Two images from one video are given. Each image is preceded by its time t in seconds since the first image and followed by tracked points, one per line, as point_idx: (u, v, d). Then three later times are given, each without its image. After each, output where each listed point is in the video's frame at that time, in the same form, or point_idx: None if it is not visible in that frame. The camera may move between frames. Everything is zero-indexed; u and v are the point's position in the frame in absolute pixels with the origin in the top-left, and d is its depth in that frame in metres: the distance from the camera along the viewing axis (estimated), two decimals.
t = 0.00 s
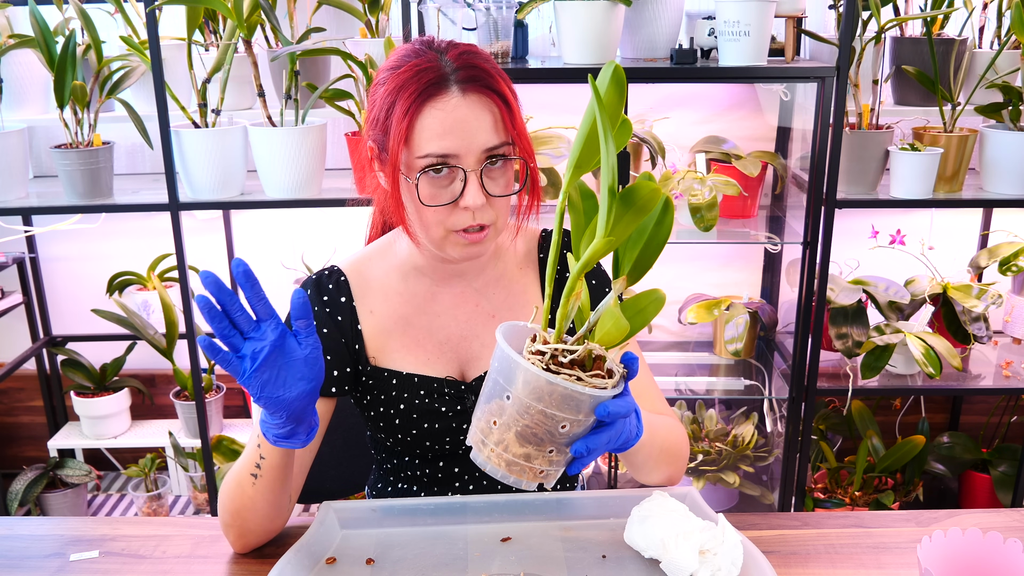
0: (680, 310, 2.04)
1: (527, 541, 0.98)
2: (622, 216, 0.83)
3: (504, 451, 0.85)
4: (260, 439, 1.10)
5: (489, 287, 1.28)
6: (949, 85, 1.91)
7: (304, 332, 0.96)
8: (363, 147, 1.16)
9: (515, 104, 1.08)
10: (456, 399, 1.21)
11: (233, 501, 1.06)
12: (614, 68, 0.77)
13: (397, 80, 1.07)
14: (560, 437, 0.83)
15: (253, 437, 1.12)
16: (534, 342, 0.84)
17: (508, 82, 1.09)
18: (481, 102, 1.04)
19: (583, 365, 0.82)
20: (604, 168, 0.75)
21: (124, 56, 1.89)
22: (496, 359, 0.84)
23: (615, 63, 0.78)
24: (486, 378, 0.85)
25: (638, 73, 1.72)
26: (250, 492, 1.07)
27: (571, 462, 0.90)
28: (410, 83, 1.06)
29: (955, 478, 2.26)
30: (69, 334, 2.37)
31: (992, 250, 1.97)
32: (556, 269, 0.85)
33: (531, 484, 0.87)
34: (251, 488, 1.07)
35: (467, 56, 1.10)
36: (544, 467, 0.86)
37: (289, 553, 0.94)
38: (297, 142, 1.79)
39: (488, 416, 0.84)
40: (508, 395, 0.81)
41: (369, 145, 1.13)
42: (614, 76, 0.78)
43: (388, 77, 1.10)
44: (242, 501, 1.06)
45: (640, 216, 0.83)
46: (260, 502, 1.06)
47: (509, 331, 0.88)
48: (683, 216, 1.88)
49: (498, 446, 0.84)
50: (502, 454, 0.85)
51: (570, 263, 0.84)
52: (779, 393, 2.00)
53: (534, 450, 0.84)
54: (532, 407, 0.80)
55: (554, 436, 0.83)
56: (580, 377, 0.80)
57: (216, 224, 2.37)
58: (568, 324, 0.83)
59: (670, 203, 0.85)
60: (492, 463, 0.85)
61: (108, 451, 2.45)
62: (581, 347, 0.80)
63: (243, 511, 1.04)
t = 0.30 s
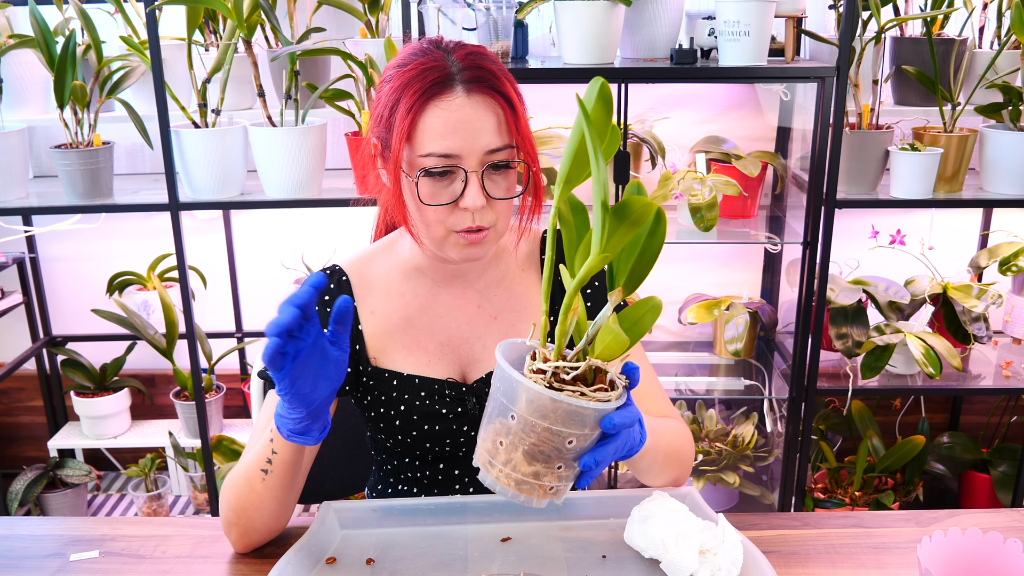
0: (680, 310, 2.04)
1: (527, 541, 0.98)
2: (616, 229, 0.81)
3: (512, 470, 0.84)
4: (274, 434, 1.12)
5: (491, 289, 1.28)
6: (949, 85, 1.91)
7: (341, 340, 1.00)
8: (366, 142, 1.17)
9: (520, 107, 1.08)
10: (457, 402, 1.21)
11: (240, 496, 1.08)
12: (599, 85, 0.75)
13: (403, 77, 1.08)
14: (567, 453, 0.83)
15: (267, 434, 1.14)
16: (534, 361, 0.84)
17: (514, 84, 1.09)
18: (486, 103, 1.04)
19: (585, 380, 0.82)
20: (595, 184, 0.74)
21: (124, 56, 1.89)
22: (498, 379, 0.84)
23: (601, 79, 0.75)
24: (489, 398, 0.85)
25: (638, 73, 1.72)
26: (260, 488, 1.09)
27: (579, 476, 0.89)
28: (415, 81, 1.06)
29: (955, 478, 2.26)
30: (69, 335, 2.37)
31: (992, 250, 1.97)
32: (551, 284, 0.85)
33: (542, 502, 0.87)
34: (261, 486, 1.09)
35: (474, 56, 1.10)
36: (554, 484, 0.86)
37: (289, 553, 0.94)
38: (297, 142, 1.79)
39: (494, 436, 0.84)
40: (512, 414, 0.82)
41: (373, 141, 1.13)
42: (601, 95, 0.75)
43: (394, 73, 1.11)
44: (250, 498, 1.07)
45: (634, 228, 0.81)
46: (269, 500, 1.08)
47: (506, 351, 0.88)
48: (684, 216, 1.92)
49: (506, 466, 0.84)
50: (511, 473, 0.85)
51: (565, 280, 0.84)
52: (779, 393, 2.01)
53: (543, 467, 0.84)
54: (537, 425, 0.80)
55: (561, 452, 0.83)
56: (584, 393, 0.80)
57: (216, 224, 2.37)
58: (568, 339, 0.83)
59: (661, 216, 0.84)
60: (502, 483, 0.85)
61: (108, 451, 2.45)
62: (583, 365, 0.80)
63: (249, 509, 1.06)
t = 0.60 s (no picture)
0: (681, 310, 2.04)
1: (527, 541, 0.98)
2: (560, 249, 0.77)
3: (516, 504, 0.84)
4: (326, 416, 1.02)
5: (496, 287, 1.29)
6: (949, 85, 1.91)
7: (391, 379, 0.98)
8: (382, 129, 1.17)
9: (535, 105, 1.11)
10: (462, 395, 1.22)
11: (266, 469, 1.05)
12: (509, 120, 0.65)
13: (425, 66, 1.08)
14: (565, 475, 0.83)
15: (317, 403, 1.03)
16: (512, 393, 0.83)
17: (531, 81, 1.11)
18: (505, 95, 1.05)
19: (566, 402, 0.81)
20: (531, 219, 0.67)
21: (124, 56, 1.89)
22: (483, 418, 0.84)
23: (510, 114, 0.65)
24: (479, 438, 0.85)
25: (638, 73, 1.72)
26: (292, 467, 1.04)
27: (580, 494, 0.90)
28: (438, 68, 1.06)
29: (955, 478, 2.27)
30: (69, 335, 2.37)
31: (992, 250, 1.97)
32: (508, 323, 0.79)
33: (553, 527, 0.86)
34: (294, 464, 1.04)
35: (497, 49, 1.11)
36: (558, 508, 0.85)
37: (290, 552, 0.94)
38: (297, 142, 1.79)
39: (491, 474, 0.84)
40: (503, 449, 0.81)
41: (391, 127, 1.13)
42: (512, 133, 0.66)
43: (416, 61, 1.11)
44: (276, 474, 1.05)
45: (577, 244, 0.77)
46: (297, 479, 1.05)
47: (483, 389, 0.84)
48: (684, 216, 1.92)
49: (508, 500, 0.84)
50: (515, 507, 0.84)
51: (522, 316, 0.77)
52: (779, 393, 2.01)
53: (544, 494, 0.83)
54: (529, 455, 0.80)
55: (558, 476, 0.82)
56: (569, 414, 0.79)
57: (216, 224, 2.37)
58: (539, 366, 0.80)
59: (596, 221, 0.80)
60: (508, 518, 0.85)
61: (108, 451, 2.45)
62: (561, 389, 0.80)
63: (272, 484, 1.06)
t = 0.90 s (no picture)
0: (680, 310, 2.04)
1: (527, 541, 0.98)
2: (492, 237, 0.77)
3: (498, 494, 0.84)
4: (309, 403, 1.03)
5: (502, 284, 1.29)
6: (949, 85, 1.91)
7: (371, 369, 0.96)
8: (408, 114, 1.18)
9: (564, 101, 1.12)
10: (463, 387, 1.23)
11: (256, 456, 1.06)
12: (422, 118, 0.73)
13: (461, 50, 1.11)
14: (542, 457, 0.83)
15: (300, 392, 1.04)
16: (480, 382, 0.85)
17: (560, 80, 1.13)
18: (535, 86, 1.08)
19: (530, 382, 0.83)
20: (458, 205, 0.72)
21: (124, 56, 1.89)
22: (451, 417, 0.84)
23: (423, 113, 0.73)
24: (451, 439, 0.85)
25: (638, 73, 1.72)
26: (280, 453, 1.05)
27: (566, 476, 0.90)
28: (473, 51, 1.09)
29: (955, 478, 2.27)
30: (69, 335, 2.37)
31: (992, 250, 1.97)
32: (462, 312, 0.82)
33: (540, 512, 0.86)
34: (282, 451, 1.05)
35: (530, 45, 1.13)
36: (542, 491, 0.85)
37: (290, 552, 0.94)
38: (297, 142, 1.79)
39: (468, 470, 0.84)
40: (476, 443, 0.81)
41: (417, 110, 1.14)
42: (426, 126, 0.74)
43: (451, 48, 1.13)
44: (265, 462, 1.06)
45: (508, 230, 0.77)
46: (286, 467, 1.07)
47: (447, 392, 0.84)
48: (684, 216, 1.92)
49: (490, 492, 0.84)
50: (498, 497, 0.84)
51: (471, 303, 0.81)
52: (779, 393, 2.01)
53: (524, 479, 0.83)
54: (502, 442, 0.80)
55: (535, 458, 0.82)
56: (533, 393, 0.80)
57: (216, 224, 2.37)
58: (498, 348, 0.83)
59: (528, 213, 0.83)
60: (494, 509, 0.84)
61: (108, 451, 2.45)
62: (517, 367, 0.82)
63: (262, 473, 1.07)
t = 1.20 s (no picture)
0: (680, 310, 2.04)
1: (527, 541, 0.98)
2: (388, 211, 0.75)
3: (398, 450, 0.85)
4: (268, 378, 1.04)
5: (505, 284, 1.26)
6: (949, 85, 1.91)
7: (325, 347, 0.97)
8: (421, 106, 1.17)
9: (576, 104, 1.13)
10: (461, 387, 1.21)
11: (233, 442, 1.07)
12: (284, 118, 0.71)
13: (478, 44, 1.11)
14: (427, 424, 0.82)
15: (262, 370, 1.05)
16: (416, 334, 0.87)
17: (574, 83, 1.13)
18: (548, 85, 1.08)
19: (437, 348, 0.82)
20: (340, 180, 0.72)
21: (124, 56, 1.89)
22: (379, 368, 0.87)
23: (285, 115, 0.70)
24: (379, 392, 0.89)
25: (638, 73, 1.72)
26: (251, 435, 1.06)
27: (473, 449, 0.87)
28: (490, 45, 1.09)
29: (955, 478, 2.27)
30: (69, 335, 2.37)
31: (992, 250, 1.97)
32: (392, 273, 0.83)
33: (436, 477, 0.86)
34: (252, 432, 1.06)
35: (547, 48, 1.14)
36: (434, 458, 0.85)
37: (290, 552, 0.94)
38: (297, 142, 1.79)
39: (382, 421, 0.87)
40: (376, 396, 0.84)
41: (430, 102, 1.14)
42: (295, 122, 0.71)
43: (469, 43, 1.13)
44: (240, 446, 1.07)
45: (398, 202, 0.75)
46: (261, 448, 1.07)
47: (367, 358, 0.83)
48: (684, 216, 1.92)
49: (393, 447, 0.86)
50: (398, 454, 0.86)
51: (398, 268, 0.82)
52: (779, 393, 2.01)
53: (413, 442, 0.84)
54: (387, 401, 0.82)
55: (419, 424, 0.82)
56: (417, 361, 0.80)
57: (216, 224, 2.37)
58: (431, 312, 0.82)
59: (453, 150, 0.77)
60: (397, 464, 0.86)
61: (108, 451, 2.45)
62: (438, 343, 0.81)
63: (240, 458, 1.08)
